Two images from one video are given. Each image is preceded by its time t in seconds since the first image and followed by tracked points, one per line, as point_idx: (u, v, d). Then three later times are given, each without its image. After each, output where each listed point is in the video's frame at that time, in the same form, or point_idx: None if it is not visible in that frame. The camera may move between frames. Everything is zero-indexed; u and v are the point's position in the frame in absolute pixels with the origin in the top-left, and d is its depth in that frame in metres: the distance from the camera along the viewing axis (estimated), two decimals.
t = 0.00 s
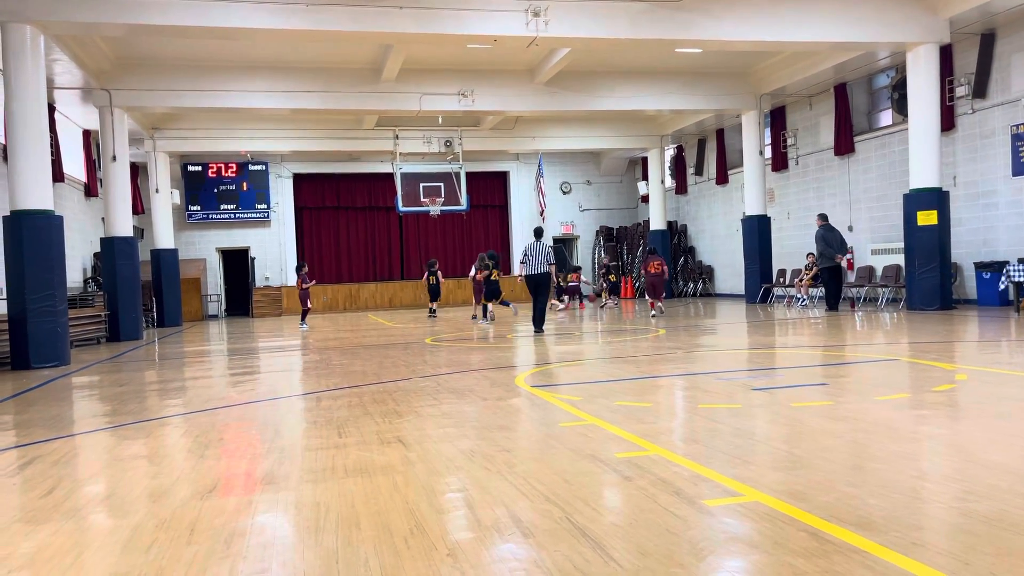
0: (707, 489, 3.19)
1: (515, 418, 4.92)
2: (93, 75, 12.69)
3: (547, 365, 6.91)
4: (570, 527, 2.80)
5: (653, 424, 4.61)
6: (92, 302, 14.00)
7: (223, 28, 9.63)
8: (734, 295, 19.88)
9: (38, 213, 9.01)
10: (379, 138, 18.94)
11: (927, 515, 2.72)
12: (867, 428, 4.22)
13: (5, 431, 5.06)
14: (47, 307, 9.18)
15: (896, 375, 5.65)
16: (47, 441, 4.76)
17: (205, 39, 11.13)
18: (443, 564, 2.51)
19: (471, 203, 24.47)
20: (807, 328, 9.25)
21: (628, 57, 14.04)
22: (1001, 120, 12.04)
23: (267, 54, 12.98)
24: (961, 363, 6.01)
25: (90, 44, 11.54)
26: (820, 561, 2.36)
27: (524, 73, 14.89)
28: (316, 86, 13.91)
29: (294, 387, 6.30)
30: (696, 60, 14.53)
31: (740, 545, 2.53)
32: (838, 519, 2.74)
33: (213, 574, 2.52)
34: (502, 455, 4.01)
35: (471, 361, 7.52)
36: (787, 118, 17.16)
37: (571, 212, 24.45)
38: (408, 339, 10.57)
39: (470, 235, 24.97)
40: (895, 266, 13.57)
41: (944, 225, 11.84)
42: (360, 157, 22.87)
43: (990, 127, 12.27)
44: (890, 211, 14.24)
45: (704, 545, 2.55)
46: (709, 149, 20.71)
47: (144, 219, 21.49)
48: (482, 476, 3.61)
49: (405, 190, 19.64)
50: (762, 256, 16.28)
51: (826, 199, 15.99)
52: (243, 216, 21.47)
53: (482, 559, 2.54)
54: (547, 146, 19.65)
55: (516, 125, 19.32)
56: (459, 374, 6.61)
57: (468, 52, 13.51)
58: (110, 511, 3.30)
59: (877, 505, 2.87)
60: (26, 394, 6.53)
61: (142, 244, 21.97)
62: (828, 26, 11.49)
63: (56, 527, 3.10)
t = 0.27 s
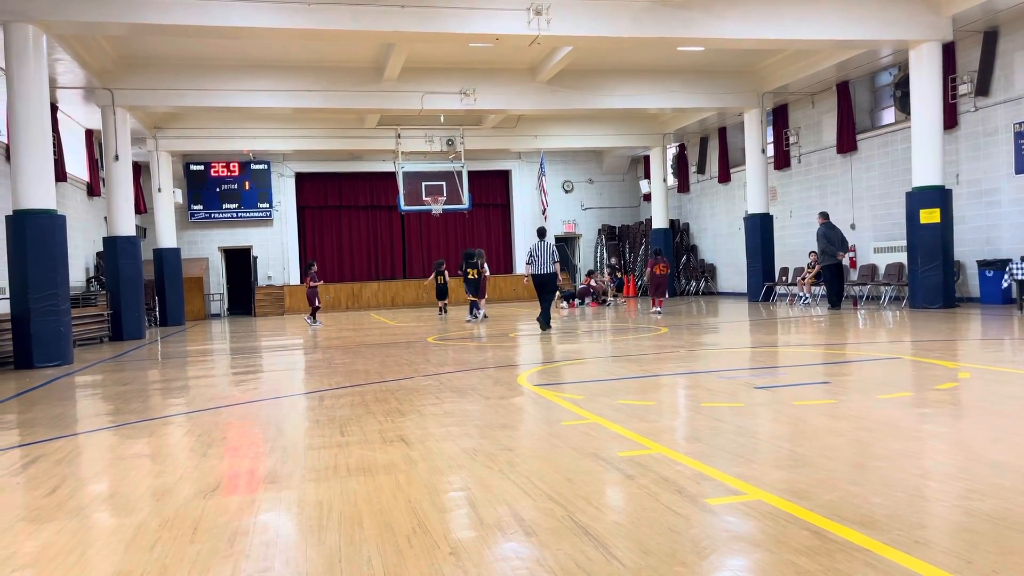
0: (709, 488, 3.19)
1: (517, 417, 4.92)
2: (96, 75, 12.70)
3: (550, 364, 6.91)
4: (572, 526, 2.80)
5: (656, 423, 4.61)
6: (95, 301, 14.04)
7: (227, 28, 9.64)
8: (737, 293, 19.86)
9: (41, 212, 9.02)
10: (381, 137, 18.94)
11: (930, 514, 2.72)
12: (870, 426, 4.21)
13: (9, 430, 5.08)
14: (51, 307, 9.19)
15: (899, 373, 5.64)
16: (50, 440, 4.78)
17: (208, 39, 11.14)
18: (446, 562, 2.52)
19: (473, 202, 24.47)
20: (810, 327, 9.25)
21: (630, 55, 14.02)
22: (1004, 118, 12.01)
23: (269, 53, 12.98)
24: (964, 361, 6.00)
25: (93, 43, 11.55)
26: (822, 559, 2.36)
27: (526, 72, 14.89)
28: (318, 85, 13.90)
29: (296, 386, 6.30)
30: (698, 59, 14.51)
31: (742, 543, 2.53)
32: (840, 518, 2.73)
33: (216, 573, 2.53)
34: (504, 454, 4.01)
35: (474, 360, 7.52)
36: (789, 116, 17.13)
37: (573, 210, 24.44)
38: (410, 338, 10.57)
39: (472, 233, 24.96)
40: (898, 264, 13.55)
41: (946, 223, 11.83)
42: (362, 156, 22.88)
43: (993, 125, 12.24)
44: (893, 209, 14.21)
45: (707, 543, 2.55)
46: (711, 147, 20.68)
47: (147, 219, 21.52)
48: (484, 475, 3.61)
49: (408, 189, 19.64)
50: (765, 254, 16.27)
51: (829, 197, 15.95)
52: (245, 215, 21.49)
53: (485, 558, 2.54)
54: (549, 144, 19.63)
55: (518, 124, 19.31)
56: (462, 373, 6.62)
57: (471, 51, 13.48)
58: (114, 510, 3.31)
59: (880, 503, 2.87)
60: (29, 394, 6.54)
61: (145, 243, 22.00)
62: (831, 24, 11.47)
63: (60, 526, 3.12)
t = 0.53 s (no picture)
0: (711, 487, 3.19)
1: (519, 416, 4.92)
2: (98, 75, 12.72)
3: (552, 363, 6.91)
4: (574, 525, 2.80)
5: (658, 421, 4.61)
6: (97, 301, 14.06)
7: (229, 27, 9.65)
8: (739, 292, 19.84)
9: (43, 211, 9.04)
10: (383, 136, 18.95)
11: (932, 513, 2.72)
12: (872, 425, 4.21)
13: (12, 429, 5.09)
14: (54, 306, 9.20)
15: (901, 372, 5.64)
16: (53, 439, 4.79)
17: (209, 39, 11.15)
18: (448, 561, 2.52)
19: (475, 201, 24.47)
20: (812, 326, 9.24)
21: (631, 54, 14.01)
22: (1007, 116, 12.00)
23: (270, 53, 13.00)
24: (966, 360, 5.99)
25: (95, 43, 11.56)
26: (825, 558, 2.36)
27: (527, 71, 14.88)
28: (319, 85, 13.91)
29: (298, 385, 6.32)
30: (700, 57, 14.50)
31: (744, 542, 2.53)
32: (843, 516, 2.73)
33: (219, 571, 2.54)
34: (506, 453, 4.02)
35: (476, 359, 7.52)
36: (791, 115, 17.12)
37: (575, 209, 24.43)
38: (412, 337, 10.58)
39: (474, 232, 24.97)
40: (900, 263, 13.54)
41: (949, 221, 11.81)
42: (364, 155, 22.89)
43: (995, 123, 12.22)
44: (895, 207, 14.20)
45: (709, 542, 2.56)
46: (713, 146, 20.67)
47: (149, 218, 21.55)
48: (486, 474, 3.61)
49: (409, 188, 19.64)
50: (767, 253, 16.26)
51: (832, 195, 15.93)
52: (247, 215, 21.51)
53: (487, 556, 2.55)
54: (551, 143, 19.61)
55: (519, 123, 19.32)
56: (464, 372, 6.62)
57: (472, 49, 13.47)
58: (117, 509, 3.32)
59: (882, 502, 2.87)
60: (32, 393, 6.55)
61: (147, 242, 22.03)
62: (833, 22, 11.45)
63: (63, 525, 3.12)
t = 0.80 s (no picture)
0: (713, 486, 3.19)
1: (521, 416, 4.92)
2: (100, 75, 12.74)
3: (553, 362, 6.91)
4: (575, 524, 2.80)
5: (659, 421, 4.61)
6: (100, 300, 14.08)
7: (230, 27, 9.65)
8: (740, 291, 19.83)
9: (45, 211, 9.04)
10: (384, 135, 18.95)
11: (933, 511, 2.72)
12: (873, 424, 4.21)
13: (15, 428, 5.10)
14: (55, 306, 9.21)
15: (903, 371, 5.63)
16: (55, 439, 4.80)
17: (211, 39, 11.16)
18: (450, 560, 2.52)
19: (477, 200, 24.47)
20: (814, 325, 9.24)
21: (633, 53, 14.00)
22: (1008, 115, 11.99)
23: (272, 52, 13.01)
24: (968, 359, 5.99)
25: (96, 43, 11.57)
26: (826, 557, 2.36)
27: (529, 70, 14.87)
28: (321, 84, 13.92)
29: (300, 384, 6.32)
30: (701, 56, 14.49)
31: (746, 542, 2.53)
32: (844, 515, 2.73)
33: (221, 570, 2.54)
34: (507, 452, 4.02)
35: (478, 358, 7.52)
36: (793, 114, 17.10)
37: (577, 208, 24.42)
38: (414, 336, 10.58)
39: (476, 231, 24.97)
40: (902, 262, 13.53)
41: (950, 220, 11.79)
42: (365, 155, 22.91)
43: (997, 122, 12.21)
44: (897, 206, 14.18)
45: (710, 541, 2.56)
46: (714, 145, 20.65)
47: (151, 218, 21.56)
48: (488, 473, 3.61)
49: (411, 187, 19.64)
50: (768, 252, 16.24)
51: (833, 194, 15.91)
52: (249, 214, 21.52)
53: (489, 556, 2.55)
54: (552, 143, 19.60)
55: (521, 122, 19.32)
56: (466, 371, 6.62)
57: (474, 49, 13.45)
58: (120, 508, 3.32)
59: (883, 501, 2.87)
60: (34, 393, 6.56)
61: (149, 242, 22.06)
62: (834, 21, 11.44)
63: (65, 524, 3.13)
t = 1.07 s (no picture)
0: (714, 485, 3.19)
1: (522, 415, 4.92)
2: (101, 75, 12.74)
3: (554, 362, 6.90)
4: (576, 524, 2.80)
5: (660, 420, 4.60)
6: (101, 300, 14.09)
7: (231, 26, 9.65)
8: (741, 290, 19.81)
9: (46, 211, 9.05)
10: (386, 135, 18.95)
11: (935, 511, 2.71)
12: (875, 424, 4.20)
13: (15, 428, 5.10)
14: (57, 306, 9.21)
15: (905, 371, 5.62)
16: (56, 438, 4.80)
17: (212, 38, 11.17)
18: (451, 560, 2.52)
19: (478, 200, 24.47)
20: (815, 324, 9.22)
21: (634, 52, 13.99)
22: (1010, 114, 11.97)
23: (273, 52, 13.01)
24: (970, 359, 5.97)
25: (98, 43, 11.57)
26: (828, 556, 2.36)
27: (530, 70, 14.85)
28: (322, 84, 13.92)
29: (301, 384, 6.32)
30: (702, 56, 14.47)
31: (747, 541, 2.53)
32: (845, 515, 2.73)
33: (222, 570, 2.54)
34: (507, 452, 4.01)
35: (479, 358, 7.51)
36: (794, 113, 17.08)
37: (578, 208, 24.41)
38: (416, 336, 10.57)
39: (477, 231, 24.97)
40: (903, 262, 13.51)
41: (952, 219, 11.77)
42: (366, 154, 22.91)
43: (999, 121, 12.20)
44: (898, 205, 14.17)
45: (711, 541, 2.55)
46: (715, 145, 20.64)
47: (152, 217, 21.56)
48: (488, 473, 3.61)
49: (412, 186, 19.64)
50: (769, 252, 16.23)
51: (835, 193, 15.89)
52: (250, 214, 21.52)
53: (490, 555, 2.55)
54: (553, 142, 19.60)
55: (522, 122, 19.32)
56: (467, 371, 6.62)
57: (474, 48, 13.42)
58: (121, 507, 3.32)
59: (885, 501, 2.87)
60: (35, 393, 6.54)
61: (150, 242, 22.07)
62: (836, 21, 11.42)
63: (66, 524, 3.13)
